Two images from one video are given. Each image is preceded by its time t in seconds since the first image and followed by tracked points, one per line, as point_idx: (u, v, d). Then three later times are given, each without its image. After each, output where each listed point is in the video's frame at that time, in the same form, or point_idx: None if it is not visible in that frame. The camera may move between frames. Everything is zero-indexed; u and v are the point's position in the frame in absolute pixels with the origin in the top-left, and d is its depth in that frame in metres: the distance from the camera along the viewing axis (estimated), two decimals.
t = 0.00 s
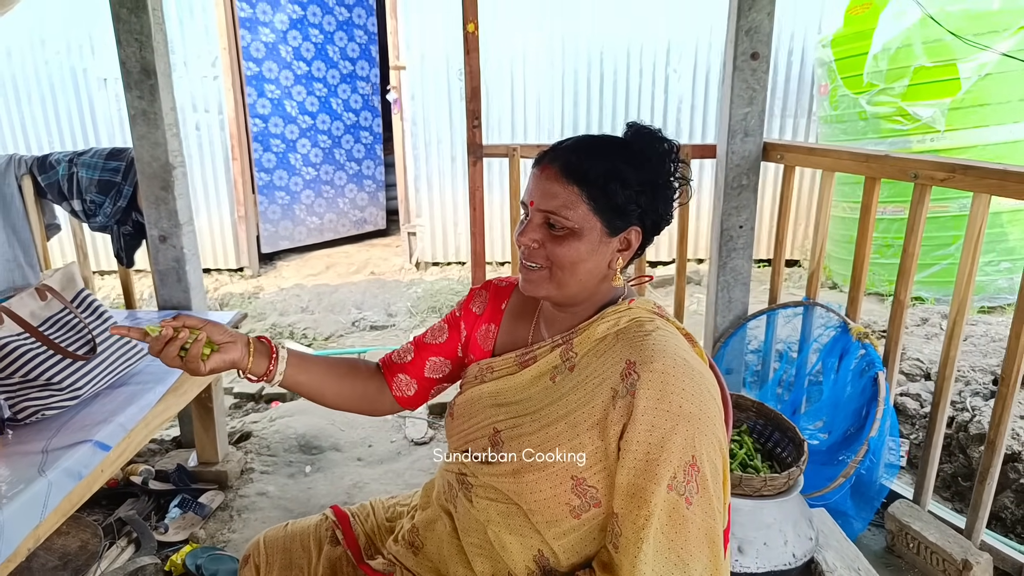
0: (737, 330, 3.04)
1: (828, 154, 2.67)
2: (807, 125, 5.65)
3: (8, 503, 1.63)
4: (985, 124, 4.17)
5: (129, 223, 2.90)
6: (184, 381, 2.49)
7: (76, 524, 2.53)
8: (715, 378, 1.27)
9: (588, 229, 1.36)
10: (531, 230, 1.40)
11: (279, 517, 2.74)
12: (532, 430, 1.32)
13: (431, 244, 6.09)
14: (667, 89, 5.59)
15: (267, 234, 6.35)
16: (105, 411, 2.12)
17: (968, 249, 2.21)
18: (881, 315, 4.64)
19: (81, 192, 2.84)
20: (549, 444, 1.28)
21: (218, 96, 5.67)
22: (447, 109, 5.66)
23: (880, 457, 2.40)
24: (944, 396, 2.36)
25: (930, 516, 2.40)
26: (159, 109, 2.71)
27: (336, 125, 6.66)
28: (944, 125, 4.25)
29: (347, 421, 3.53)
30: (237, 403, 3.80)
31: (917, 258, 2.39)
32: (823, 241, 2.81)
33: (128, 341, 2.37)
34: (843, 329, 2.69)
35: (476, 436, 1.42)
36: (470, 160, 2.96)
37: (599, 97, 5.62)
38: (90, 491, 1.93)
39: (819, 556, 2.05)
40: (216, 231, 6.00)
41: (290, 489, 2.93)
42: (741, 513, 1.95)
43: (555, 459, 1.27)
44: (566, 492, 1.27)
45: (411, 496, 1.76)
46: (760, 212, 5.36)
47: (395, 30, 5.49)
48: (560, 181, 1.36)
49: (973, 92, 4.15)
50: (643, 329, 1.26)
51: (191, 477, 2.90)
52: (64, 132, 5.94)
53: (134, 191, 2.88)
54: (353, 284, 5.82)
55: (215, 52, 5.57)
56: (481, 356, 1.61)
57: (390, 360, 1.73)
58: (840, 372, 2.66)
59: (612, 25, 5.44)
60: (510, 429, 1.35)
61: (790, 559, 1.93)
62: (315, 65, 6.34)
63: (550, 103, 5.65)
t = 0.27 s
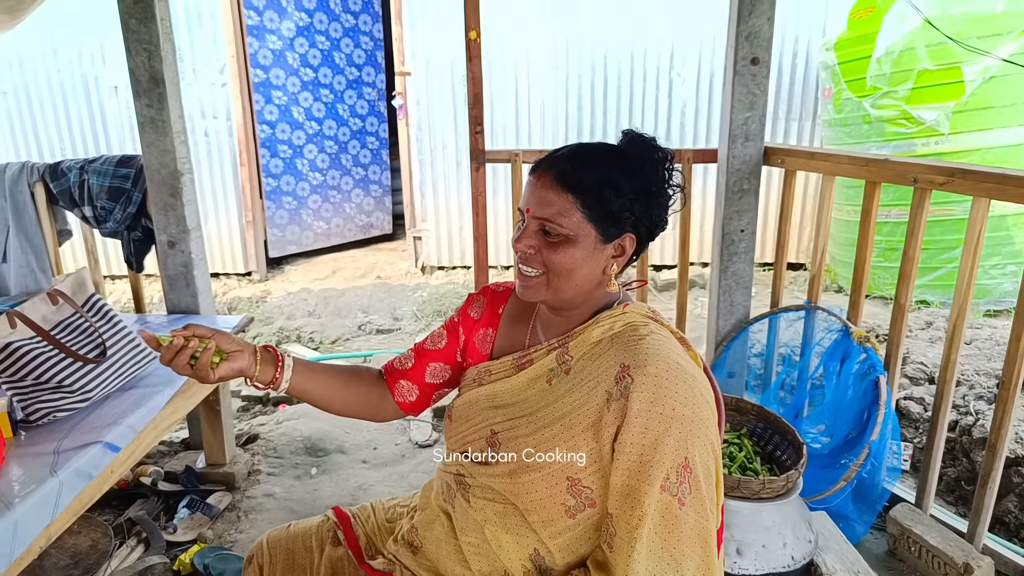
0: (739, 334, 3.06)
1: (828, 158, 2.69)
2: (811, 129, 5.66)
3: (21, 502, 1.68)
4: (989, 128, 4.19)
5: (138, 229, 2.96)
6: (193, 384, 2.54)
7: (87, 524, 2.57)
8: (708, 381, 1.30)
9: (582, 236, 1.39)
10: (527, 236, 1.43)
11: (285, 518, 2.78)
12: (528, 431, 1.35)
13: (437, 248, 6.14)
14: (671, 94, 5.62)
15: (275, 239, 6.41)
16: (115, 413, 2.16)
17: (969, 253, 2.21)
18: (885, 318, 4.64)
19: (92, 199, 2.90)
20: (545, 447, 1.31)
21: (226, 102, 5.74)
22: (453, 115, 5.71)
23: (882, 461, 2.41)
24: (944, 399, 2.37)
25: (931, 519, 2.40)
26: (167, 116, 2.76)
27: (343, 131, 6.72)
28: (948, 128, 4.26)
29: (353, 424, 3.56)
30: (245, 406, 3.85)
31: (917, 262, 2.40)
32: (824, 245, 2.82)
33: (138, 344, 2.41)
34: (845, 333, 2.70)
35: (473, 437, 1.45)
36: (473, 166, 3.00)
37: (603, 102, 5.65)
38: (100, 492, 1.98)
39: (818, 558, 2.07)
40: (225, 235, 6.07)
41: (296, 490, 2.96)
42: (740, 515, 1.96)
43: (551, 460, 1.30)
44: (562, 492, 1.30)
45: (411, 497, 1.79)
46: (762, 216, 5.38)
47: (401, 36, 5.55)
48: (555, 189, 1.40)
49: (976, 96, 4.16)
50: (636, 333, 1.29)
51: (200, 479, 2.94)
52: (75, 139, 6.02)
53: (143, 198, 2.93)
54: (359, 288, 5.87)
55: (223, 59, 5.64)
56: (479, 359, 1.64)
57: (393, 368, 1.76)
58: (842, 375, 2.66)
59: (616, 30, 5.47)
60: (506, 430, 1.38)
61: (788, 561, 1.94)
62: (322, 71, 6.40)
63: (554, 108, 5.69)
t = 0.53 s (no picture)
0: (754, 333, 3.05)
1: (845, 157, 2.68)
2: (831, 128, 5.62)
3: (49, 490, 1.74)
4: (1013, 127, 4.16)
5: (162, 227, 3.03)
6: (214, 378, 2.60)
7: (111, 514, 2.65)
8: (715, 378, 1.31)
9: (591, 236, 1.42)
10: (538, 235, 1.46)
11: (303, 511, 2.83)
12: (537, 425, 1.37)
13: (454, 247, 6.18)
14: (690, 93, 5.60)
15: (295, 237, 6.50)
16: (138, 406, 2.22)
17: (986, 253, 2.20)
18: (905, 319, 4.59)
19: (117, 198, 2.96)
20: (553, 440, 1.34)
21: (248, 102, 5.82)
22: (471, 114, 5.74)
23: (897, 461, 2.40)
24: (961, 400, 2.35)
25: (946, 520, 2.39)
26: (190, 117, 2.82)
27: (363, 131, 6.79)
28: (970, 127, 4.22)
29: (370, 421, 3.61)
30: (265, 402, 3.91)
31: (933, 263, 2.38)
32: (840, 245, 2.81)
33: (161, 340, 2.47)
34: (860, 332, 2.68)
35: (483, 430, 1.47)
36: (490, 166, 3.03)
37: (621, 102, 5.66)
38: (125, 481, 2.05)
39: (830, 557, 2.07)
40: (247, 233, 6.17)
41: (314, 484, 3.02)
42: (752, 513, 1.97)
43: (559, 453, 1.32)
44: (569, 485, 1.32)
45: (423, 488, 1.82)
46: (782, 217, 5.34)
47: (420, 37, 5.60)
48: (566, 190, 1.42)
49: (999, 94, 4.13)
50: (644, 329, 1.31)
51: (221, 472, 3.01)
52: (102, 139, 6.15)
53: (167, 197, 3.00)
54: (378, 286, 5.93)
55: (246, 60, 5.73)
56: (488, 358, 1.66)
57: (431, 385, 1.80)
58: (858, 375, 2.65)
59: (634, 30, 5.47)
60: (516, 424, 1.41)
61: (800, 559, 1.95)
62: (342, 71, 6.47)
63: (572, 107, 5.71)
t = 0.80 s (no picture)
0: (750, 334, 3.09)
1: (838, 159, 2.71)
2: (829, 130, 5.65)
3: (53, 491, 1.77)
4: (1007, 127, 4.19)
5: (164, 232, 3.07)
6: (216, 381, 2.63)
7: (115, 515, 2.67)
8: (701, 372, 1.34)
9: (582, 242, 1.45)
10: (531, 244, 1.48)
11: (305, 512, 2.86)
12: (529, 418, 1.40)
13: (455, 250, 6.22)
14: (688, 96, 5.63)
15: (297, 241, 6.54)
16: (141, 408, 2.25)
17: (977, 253, 2.23)
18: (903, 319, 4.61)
19: (121, 203, 3.01)
20: (543, 432, 1.36)
21: (250, 107, 5.87)
22: (471, 118, 5.78)
23: (892, 460, 2.42)
24: (955, 399, 2.38)
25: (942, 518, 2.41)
26: (193, 123, 2.86)
27: (364, 135, 6.83)
28: (965, 128, 4.25)
29: (371, 422, 3.64)
30: (267, 405, 3.94)
31: (926, 262, 2.41)
32: (835, 246, 2.84)
33: (164, 343, 2.50)
34: (856, 332, 2.71)
35: (478, 424, 1.49)
36: (488, 169, 3.06)
37: (620, 105, 5.69)
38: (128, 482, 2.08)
39: (825, 554, 2.10)
40: (249, 237, 6.21)
41: (315, 486, 3.05)
42: (746, 510, 2.00)
43: (549, 444, 1.35)
44: (558, 476, 1.34)
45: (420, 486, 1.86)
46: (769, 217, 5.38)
47: (420, 42, 5.64)
48: (556, 199, 1.44)
49: (993, 96, 4.16)
50: (633, 324, 1.34)
51: (223, 474, 3.04)
52: (105, 144, 6.20)
53: (170, 202, 3.03)
54: (379, 289, 5.97)
55: (247, 65, 5.77)
56: (483, 355, 1.73)
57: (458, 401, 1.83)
58: (853, 374, 2.67)
59: (632, 33, 5.51)
60: (508, 417, 1.44)
61: (794, 555, 1.98)
62: (343, 76, 6.52)
63: (572, 110, 5.74)
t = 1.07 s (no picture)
0: (749, 332, 3.09)
1: (834, 158, 2.72)
2: (829, 129, 5.65)
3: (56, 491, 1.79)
4: (1003, 127, 4.18)
5: (166, 234, 3.09)
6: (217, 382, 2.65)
7: (119, 514, 2.67)
8: (697, 365, 1.36)
9: (567, 237, 1.46)
10: (520, 246, 1.50)
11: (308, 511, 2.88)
12: (527, 412, 1.41)
13: (457, 251, 6.24)
14: (687, 97, 5.64)
15: (300, 244, 6.57)
16: (145, 408, 2.28)
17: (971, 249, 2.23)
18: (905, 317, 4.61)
19: (122, 206, 3.05)
20: (542, 424, 1.37)
21: (252, 111, 5.90)
22: (471, 120, 5.81)
23: (888, 455, 2.46)
24: (949, 395, 2.39)
25: (936, 512, 2.46)
26: (193, 126, 2.88)
27: (365, 138, 6.86)
28: (961, 128, 4.25)
29: (374, 423, 3.66)
30: (271, 406, 3.96)
31: (920, 259, 2.42)
32: (833, 244, 2.84)
33: (167, 345, 2.51)
34: (850, 330, 2.73)
35: (478, 419, 1.52)
36: (487, 170, 3.08)
37: (619, 106, 5.71)
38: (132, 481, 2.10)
39: (820, 548, 2.15)
40: (251, 240, 6.23)
41: (318, 485, 3.06)
42: (743, 504, 2.01)
43: (547, 436, 1.36)
44: (556, 468, 1.35)
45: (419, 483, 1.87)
46: (767, 216, 5.38)
47: (420, 45, 5.67)
48: (535, 199, 1.46)
49: (989, 95, 4.16)
50: (629, 318, 1.36)
51: (227, 474, 3.06)
52: (108, 149, 6.24)
53: (172, 204, 3.06)
54: (381, 291, 5.99)
55: (248, 69, 5.81)
56: (483, 351, 1.73)
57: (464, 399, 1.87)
58: (849, 371, 2.69)
59: (631, 35, 5.52)
60: (508, 411, 1.46)
61: (790, 549, 2.00)
62: (344, 80, 6.55)
63: (571, 112, 5.76)
